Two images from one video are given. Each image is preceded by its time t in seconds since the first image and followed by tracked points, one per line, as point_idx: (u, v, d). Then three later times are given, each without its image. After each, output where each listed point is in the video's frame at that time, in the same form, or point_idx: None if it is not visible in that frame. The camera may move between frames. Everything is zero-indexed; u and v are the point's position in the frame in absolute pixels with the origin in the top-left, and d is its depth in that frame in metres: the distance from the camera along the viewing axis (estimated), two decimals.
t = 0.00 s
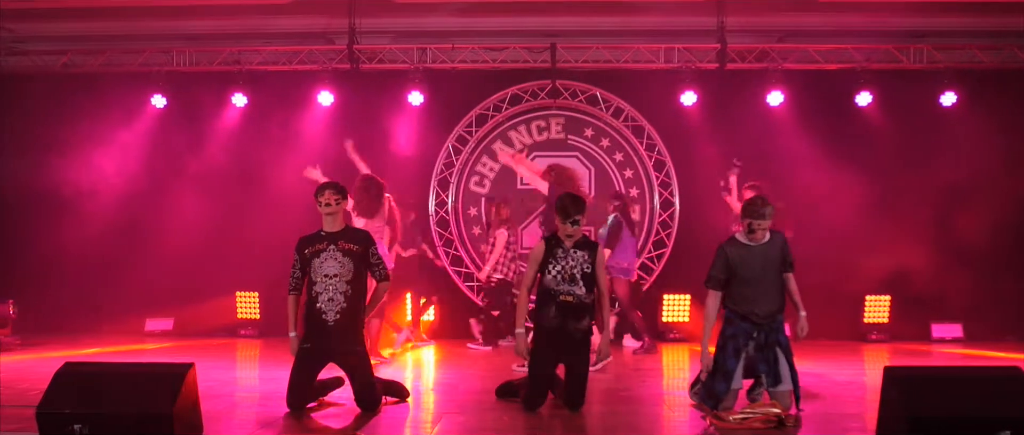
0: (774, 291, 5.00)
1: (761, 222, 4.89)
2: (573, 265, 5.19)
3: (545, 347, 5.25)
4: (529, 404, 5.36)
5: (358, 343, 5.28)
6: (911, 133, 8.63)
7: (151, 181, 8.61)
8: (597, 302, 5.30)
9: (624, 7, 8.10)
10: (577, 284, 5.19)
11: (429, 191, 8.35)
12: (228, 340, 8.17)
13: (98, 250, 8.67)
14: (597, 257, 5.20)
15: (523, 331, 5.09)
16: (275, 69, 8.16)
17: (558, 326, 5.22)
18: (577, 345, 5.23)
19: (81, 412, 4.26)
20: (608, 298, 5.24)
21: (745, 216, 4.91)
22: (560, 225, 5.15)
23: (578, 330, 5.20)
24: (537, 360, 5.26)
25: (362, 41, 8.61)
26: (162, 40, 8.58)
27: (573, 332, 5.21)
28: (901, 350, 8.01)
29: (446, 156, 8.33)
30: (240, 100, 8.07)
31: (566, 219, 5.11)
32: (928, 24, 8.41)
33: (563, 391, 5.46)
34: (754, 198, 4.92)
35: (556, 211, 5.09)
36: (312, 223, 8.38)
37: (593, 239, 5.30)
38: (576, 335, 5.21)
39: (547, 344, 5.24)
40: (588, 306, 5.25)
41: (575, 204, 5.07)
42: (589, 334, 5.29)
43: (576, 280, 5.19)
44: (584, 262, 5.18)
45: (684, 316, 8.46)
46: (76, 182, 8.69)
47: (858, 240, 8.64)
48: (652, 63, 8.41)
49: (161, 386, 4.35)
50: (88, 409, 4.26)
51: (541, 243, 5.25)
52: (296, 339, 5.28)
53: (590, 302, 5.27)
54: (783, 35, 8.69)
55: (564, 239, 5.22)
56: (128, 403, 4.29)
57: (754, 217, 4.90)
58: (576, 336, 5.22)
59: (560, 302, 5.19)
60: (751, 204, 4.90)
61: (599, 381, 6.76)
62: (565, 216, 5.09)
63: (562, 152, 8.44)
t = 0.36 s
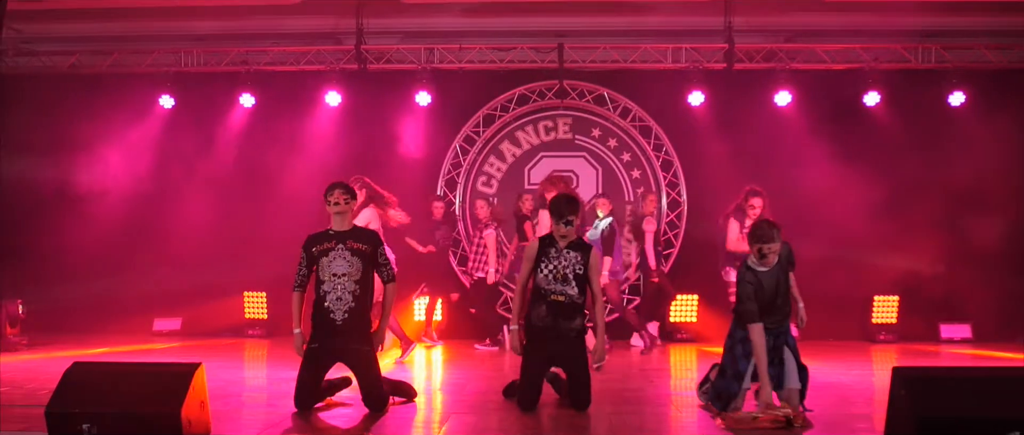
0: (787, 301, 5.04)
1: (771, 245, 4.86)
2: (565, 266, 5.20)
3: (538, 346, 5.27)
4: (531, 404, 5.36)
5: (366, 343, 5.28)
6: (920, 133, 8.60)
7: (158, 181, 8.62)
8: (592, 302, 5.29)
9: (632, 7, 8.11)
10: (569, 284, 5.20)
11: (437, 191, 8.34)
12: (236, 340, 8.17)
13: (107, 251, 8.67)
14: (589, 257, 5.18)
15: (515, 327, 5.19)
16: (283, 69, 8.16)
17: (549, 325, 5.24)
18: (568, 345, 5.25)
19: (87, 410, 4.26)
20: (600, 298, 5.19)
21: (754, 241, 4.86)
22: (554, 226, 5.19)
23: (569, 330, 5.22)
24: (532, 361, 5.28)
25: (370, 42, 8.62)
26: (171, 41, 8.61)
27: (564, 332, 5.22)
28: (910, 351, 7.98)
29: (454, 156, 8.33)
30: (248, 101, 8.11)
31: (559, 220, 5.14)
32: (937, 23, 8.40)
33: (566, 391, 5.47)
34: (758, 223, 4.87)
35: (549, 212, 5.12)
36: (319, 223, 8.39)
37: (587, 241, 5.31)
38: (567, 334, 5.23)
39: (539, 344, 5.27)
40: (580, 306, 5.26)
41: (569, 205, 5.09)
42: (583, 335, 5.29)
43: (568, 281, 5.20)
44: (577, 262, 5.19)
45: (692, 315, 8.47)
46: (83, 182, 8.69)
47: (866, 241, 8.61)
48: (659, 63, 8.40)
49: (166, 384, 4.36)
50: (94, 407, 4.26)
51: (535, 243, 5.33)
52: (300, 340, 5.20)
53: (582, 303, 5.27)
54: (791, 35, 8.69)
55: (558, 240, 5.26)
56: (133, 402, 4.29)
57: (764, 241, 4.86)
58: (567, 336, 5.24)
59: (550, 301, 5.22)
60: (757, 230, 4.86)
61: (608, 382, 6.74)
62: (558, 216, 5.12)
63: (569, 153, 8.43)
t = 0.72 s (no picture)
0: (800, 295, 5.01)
1: (787, 238, 4.81)
2: (567, 264, 5.24)
3: (544, 346, 5.31)
4: (537, 402, 5.38)
5: (380, 343, 5.28)
6: (934, 133, 8.57)
7: (171, 182, 8.62)
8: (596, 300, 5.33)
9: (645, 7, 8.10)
10: (572, 282, 5.25)
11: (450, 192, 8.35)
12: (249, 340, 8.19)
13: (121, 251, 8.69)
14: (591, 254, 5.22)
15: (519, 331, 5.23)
16: (296, 70, 8.16)
17: (553, 324, 5.28)
18: (573, 344, 5.27)
19: (103, 409, 4.29)
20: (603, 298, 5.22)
21: (769, 233, 4.82)
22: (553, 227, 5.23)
23: (574, 329, 5.25)
24: (536, 360, 5.32)
25: (383, 42, 8.64)
26: (185, 42, 8.65)
27: (569, 331, 5.26)
28: (924, 351, 7.94)
29: (467, 156, 8.34)
30: (261, 101, 8.10)
31: (559, 221, 5.17)
32: (952, 22, 8.36)
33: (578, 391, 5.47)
34: (774, 215, 4.83)
35: (547, 212, 5.17)
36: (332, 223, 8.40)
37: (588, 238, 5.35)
38: (572, 333, 5.25)
39: (545, 344, 5.31)
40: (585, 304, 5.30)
41: (567, 205, 5.14)
42: (588, 333, 5.31)
43: (571, 279, 5.24)
44: (579, 260, 5.23)
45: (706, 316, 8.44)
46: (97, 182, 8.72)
47: (881, 241, 8.57)
48: (673, 63, 8.39)
49: (182, 384, 4.38)
50: (110, 407, 4.29)
51: (536, 244, 5.36)
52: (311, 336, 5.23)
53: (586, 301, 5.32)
54: (805, 34, 8.67)
55: (559, 239, 5.29)
56: (149, 402, 4.32)
57: (779, 233, 4.82)
58: (571, 335, 5.26)
59: (554, 300, 5.26)
60: (773, 221, 4.82)
61: (622, 382, 6.73)
62: (558, 217, 5.16)
63: (582, 153, 8.42)
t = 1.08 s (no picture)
0: (812, 294, 4.99)
1: (800, 227, 4.85)
2: (574, 263, 5.26)
3: (555, 347, 5.30)
4: (553, 403, 5.37)
5: (396, 343, 5.29)
6: (952, 132, 8.51)
7: (186, 182, 8.63)
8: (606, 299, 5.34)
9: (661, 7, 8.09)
10: (580, 281, 5.26)
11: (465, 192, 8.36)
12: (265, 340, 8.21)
13: (139, 251, 8.71)
14: (598, 251, 5.24)
15: (532, 331, 5.30)
16: (311, 71, 8.17)
17: (562, 325, 5.27)
18: (584, 344, 5.27)
19: (121, 408, 4.31)
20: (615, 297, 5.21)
21: (785, 219, 4.88)
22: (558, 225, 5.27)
23: (583, 328, 5.24)
24: (548, 361, 5.32)
25: (398, 42, 8.65)
26: (201, 43, 8.68)
27: (579, 330, 5.25)
28: (942, 352, 7.89)
29: (482, 157, 8.35)
30: (277, 102, 8.11)
31: (564, 217, 5.23)
32: (970, 21, 8.31)
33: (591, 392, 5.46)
34: (794, 202, 4.87)
35: (554, 211, 5.23)
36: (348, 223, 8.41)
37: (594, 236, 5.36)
38: (582, 333, 5.24)
39: (558, 345, 5.28)
40: (594, 303, 5.30)
41: (571, 203, 5.22)
42: (598, 331, 5.31)
43: (578, 278, 5.26)
44: (586, 258, 5.24)
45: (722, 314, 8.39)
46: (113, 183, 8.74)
47: (899, 241, 8.52)
48: (688, 62, 8.37)
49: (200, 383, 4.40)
50: (127, 406, 4.31)
51: (542, 245, 5.38)
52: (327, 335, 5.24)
53: (597, 300, 5.32)
54: (822, 33, 8.63)
55: (564, 239, 5.32)
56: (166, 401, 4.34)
57: (795, 221, 4.87)
58: (581, 335, 5.25)
59: (562, 300, 5.27)
60: (791, 208, 4.87)
61: (639, 383, 6.72)
62: (562, 213, 5.19)
63: (597, 153, 8.42)
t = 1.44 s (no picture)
0: (827, 295, 4.99)
1: (810, 221, 4.92)
2: (586, 264, 5.25)
3: (569, 348, 5.32)
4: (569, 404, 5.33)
5: (413, 343, 5.30)
6: (973, 131, 8.44)
7: (203, 183, 8.66)
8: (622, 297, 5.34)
9: (679, 7, 8.07)
10: (592, 282, 5.25)
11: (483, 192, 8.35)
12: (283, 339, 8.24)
13: (158, 251, 8.73)
14: (609, 251, 5.22)
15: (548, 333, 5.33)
16: (329, 71, 8.18)
17: (575, 326, 5.29)
18: (596, 344, 5.29)
19: (140, 407, 4.34)
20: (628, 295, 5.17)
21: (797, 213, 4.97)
22: (570, 222, 5.23)
23: (596, 328, 5.26)
24: (564, 362, 5.31)
25: (416, 43, 8.66)
26: (220, 44, 8.72)
27: (591, 331, 5.26)
28: (962, 353, 7.83)
29: (500, 157, 8.34)
30: (295, 102, 8.16)
31: (575, 214, 5.19)
32: (991, 19, 8.25)
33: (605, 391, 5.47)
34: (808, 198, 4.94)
35: (563, 208, 5.20)
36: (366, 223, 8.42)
37: (605, 235, 5.32)
38: (595, 334, 5.26)
39: (574, 344, 5.31)
40: (607, 303, 5.30)
41: (581, 201, 5.17)
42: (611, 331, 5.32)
43: (590, 279, 5.25)
44: (598, 258, 5.22)
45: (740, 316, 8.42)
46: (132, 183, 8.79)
47: (918, 241, 8.47)
48: (706, 62, 8.35)
49: (221, 383, 4.44)
50: (148, 404, 4.35)
51: (554, 246, 5.37)
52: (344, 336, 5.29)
53: (609, 300, 5.32)
54: (841, 32, 8.59)
55: (574, 240, 5.30)
56: (184, 399, 4.37)
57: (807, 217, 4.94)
58: (594, 335, 5.28)
59: (575, 301, 5.28)
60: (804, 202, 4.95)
61: (657, 383, 6.71)
62: (573, 211, 5.17)
63: (615, 153, 8.43)
